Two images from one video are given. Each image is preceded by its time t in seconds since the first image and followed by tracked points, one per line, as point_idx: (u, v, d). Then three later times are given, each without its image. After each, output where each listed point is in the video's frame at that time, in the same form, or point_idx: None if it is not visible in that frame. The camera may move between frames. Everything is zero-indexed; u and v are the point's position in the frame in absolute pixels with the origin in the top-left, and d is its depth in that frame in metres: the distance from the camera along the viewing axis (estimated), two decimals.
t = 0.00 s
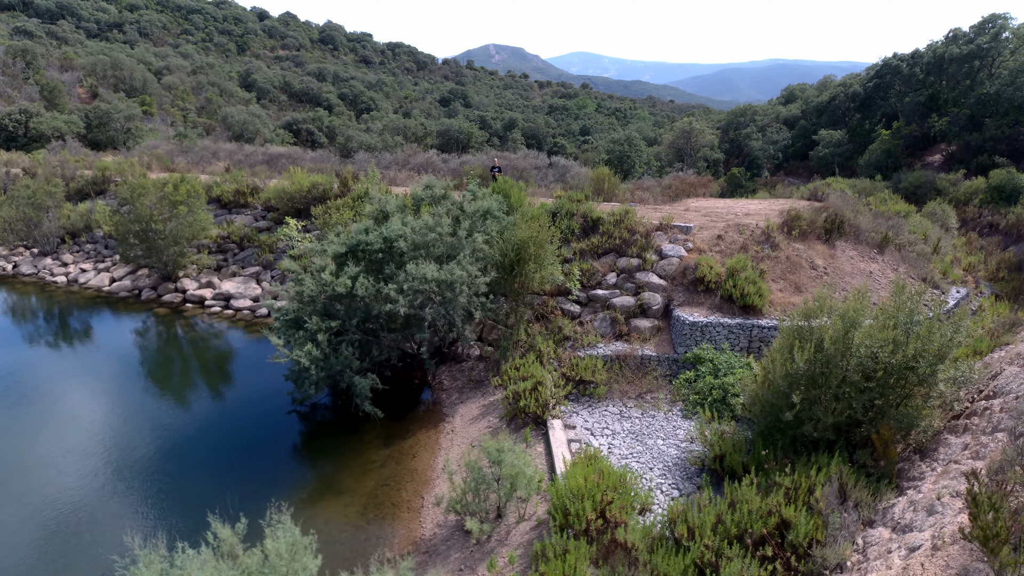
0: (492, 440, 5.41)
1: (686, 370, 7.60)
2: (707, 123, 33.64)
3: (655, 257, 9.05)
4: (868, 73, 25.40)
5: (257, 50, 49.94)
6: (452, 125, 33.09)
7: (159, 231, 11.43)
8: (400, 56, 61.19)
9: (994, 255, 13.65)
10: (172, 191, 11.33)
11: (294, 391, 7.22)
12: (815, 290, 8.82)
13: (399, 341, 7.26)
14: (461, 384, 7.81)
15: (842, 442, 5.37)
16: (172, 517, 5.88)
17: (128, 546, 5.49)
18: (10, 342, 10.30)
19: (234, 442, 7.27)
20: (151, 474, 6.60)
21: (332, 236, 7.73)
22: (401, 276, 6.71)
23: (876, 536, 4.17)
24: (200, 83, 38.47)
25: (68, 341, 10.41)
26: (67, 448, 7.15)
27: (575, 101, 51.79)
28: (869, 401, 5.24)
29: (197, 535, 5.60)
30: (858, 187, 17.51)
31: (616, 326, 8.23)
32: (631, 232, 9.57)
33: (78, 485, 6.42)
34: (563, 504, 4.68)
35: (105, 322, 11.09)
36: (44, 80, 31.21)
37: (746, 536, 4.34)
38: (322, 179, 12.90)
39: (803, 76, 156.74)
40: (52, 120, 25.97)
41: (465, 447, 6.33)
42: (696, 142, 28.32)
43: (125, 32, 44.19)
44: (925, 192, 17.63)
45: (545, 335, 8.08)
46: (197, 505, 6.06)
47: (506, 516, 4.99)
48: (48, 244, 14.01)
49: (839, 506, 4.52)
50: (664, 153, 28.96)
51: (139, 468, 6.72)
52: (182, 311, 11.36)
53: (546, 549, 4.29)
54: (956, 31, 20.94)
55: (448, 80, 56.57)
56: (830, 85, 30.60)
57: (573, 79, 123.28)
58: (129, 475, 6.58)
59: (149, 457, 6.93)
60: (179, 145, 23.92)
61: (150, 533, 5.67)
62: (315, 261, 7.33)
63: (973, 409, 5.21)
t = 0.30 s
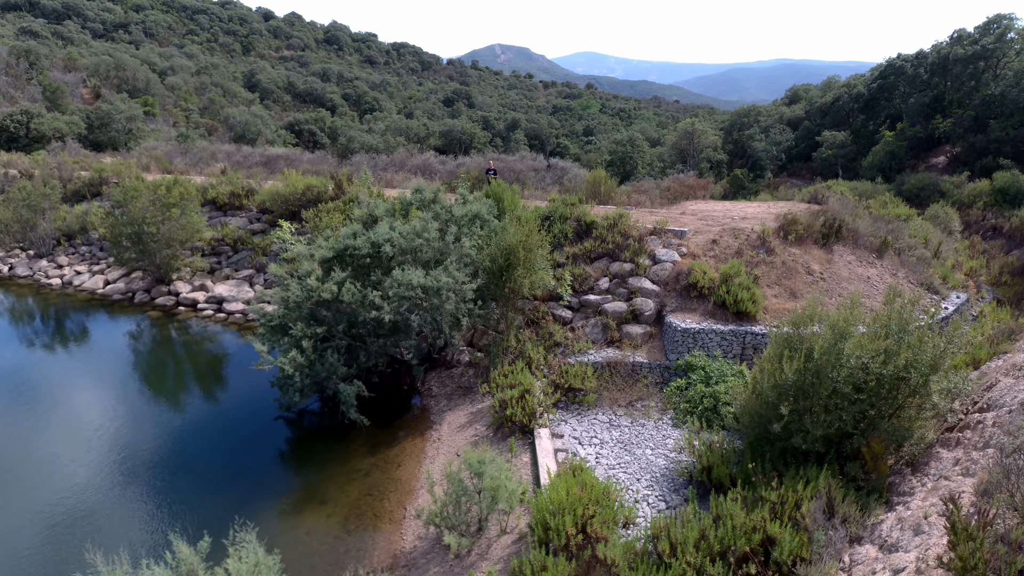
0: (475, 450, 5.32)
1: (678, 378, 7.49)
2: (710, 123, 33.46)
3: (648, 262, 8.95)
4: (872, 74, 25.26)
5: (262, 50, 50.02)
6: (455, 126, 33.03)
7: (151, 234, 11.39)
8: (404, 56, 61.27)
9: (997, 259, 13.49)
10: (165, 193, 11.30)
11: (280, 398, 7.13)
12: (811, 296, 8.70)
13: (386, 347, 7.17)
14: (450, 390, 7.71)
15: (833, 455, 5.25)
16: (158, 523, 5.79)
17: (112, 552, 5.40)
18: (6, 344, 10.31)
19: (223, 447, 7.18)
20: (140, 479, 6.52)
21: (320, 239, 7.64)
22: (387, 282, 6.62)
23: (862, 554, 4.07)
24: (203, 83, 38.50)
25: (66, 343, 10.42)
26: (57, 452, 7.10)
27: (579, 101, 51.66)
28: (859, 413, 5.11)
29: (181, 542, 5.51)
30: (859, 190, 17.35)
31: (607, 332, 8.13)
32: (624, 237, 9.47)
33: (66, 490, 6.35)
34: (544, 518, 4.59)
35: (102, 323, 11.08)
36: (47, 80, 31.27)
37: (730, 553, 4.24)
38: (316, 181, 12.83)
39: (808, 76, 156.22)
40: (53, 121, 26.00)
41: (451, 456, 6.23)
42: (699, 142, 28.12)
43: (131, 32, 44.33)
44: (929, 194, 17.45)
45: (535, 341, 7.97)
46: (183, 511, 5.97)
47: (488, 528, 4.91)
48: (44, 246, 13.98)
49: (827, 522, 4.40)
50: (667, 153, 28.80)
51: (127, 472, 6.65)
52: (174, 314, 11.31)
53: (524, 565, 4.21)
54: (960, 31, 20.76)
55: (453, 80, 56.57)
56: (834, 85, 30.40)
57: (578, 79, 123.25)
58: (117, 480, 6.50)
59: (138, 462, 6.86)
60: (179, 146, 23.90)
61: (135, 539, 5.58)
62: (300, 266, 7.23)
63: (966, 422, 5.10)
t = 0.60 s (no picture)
0: (456, 462, 5.23)
1: (668, 385, 7.38)
2: (712, 124, 33.29)
3: (641, 267, 8.84)
4: (876, 75, 25.09)
5: (266, 51, 50.11)
6: (457, 126, 32.98)
7: (143, 236, 11.33)
8: (409, 56, 61.29)
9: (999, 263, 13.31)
10: (157, 196, 11.25)
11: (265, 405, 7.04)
12: (806, 302, 8.58)
13: (372, 353, 7.08)
14: (438, 397, 7.61)
15: (822, 468, 5.14)
16: (141, 530, 5.72)
17: (94, 561, 5.34)
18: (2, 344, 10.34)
19: (210, 453, 7.10)
20: (126, 484, 6.45)
21: (306, 244, 7.55)
22: (372, 288, 6.52)
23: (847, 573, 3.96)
24: (205, 84, 38.53)
25: (61, 344, 10.45)
26: (46, 456, 7.05)
27: (584, 101, 51.53)
28: (849, 425, 4.99)
29: (164, 551, 5.43)
30: (860, 192, 17.19)
31: (598, 338, 8.04)
32: (617, 241, 9.36)
33: (52, 495, 6.30)
34: (523, 534, 4.49)
35: (97, 324, 11.08)
36: (49, 81, 31.34)
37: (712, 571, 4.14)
38: (310, 183, 12.77)
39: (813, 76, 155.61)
40: (53, 121, 26.04)
41: (436, 465, 6.13)
42: (701, 143, 27.95)
43: (135, 32, 44.45)
44: (932, 196, 17.27)
45: (524, 347, 7.88)
46: (167, 518, 5.89)
47: (468, 542, 4.82)
48: (39, 248, 13.96)
49: (812, 540, 4.30)
50: (669, 154, 28.64)
51: (114, 477, 6.58)
52: (167, 317, 11.23)
53: None
54: (964, 31, 20.61)
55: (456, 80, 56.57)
56: (838, 86, 30.21)
57: (582, 79, 123.11)
58: (104, 486, 6.44)
59: (126, 467, 6.79)
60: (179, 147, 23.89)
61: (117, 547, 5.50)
62: (286, 271, 7.14)
63: (958, 435, 4.99)
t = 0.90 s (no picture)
0: (439, 473, 5.15)
1: (661, 393, 7.26)
2: (717, 125, 33.07)
3: (635, 271, 8.73)
4: (882, 75, 24.88)
5: (272, 50, 50.19)
6: (460, 126, 32.93)
7: (137, 239, 11.29)
8: (414, 56, 61.34)
9: (1005, 267, 13.10)
10: (151, 198, 11.22)
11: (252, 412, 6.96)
12: (802, 308, 8.45)
13: (360, 359, 6.97)
14: (427, 403, 7.50)
15: (813, 482, 5.00)
16: (130, 537, 5.70)
17: (83, 567, 5.35)
18: None
19: (199, 458, 7.06)
20: (116, 489, 6.44)
21: (294, 248, 7.47)
22: (357, 293, 6.40)
23: None
24: (209, 84, 38.57)
25: (59, 346, 10.46)
26: (37, 462, 7.04)
27: (589, 100, 51.36)
28: (840, 437, 4.85)
29: (150, 558, 5.41)
30: (863, 195, 17.01)
31: (590, 344, 7.92)
32: (612, 245, 9.24)
33: (44, 501, 6.30)
34: (503, 549, 4.40)
35: (94, 326, 11.09)
36: (54, 81, 31.41)
37: None
38: (306, 185, 12.71)
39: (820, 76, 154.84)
40: (55, 122, 26.07)
41: (420, 475, 6.02)
42: (705, 143, 27.72)
43: (142, 32, 44.62)
44: (937, 198, 17.05)
45: (515, 353, 7.76)
46: (155, 525, 5.87)
47: (449, 556, 4.73)
48: (35, 250, 13.92)
49: (799, 558, 4.19)
50: (673, 154, 28.41)
51: (104, 483, 6.57)
52: (160, 320, 11.19)
53: None
54: (970, 31, 20.39)
55: (462, 79, 56.49)
56: (843, 86, 29.97)
57: (588, 79, 122.99)
58: (93, 492, 6.43)
59: (116, 472, 6.78)
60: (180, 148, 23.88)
61: (105, 555, 5.49)
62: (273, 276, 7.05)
63: (953, 449, 4.86)
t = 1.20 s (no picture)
0: (421, 483, 5.05)
1: (652, 399, 7.14)
2: (719, 125, 32.90)
3: (627, 275, 8.63)
4: (885, 75, 24.71)
5: (276, 50, 50.20)
6: (463, 127, 32.88)
7: (129, 240, 11.21)
8: (418, 56, 61.35)
9: (1008, 270, 12.92)
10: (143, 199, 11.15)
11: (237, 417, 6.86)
12: (797, 313, 8.33)
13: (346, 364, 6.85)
14: (414, 409, 7.40)
15: (802, 494, 4.87)
16: (113, 544, 5.62)
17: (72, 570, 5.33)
18: None
19: (185, 462, 6.98)
20: (101, 494, 6.36)
21: (281, 251, 7.37)
22: (341, 297, 6.29)
23: None
24: (212, 84, 38.55)
25: (53, 347, 10.41)
26: (25, 465, 6.98)
27: (592, 100, 51.24)
28: (830, 449, 4.71)
29: (139, 561, 5.40)
30: (864, 196, 16.85)
31: (581, 349, 7.82)
32: (604, 248, 9.14)
33: (34, 503, 6.27)
34: (481, 564, 4.29)
35: (89, 327, 11.04)
36: (55, 81, 31.38)
37: None
38: (299, 187, 12.64)
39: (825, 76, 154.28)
40: (56, 122, 26.03)
41: (404, 483, 5.92)
42: (708, 144, 27.42)
43: (147, 32, 44.67)
44: (940, 200, 16.87)
45: (504, 358, 7.65)
46: (138, 531, 5.79)
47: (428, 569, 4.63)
48: (30, 251, 13.79)
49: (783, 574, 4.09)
50: (675, 155, 28.13)
51: (89, 487, 6.49)
52: (153, 322, 11.13)
53: None
54: (975, 31, 20.20)
55: (466, 79, 56.41)
56: (847, 86, 29.78)
57: (593, 78, 122.93)
58: (79, 497, 6.35)
59: (102, 477, 6.70)
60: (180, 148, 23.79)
61: (88, 562, 5.42)
62: (258, 279, 6.95)
63: (945, 461, 4.73)
